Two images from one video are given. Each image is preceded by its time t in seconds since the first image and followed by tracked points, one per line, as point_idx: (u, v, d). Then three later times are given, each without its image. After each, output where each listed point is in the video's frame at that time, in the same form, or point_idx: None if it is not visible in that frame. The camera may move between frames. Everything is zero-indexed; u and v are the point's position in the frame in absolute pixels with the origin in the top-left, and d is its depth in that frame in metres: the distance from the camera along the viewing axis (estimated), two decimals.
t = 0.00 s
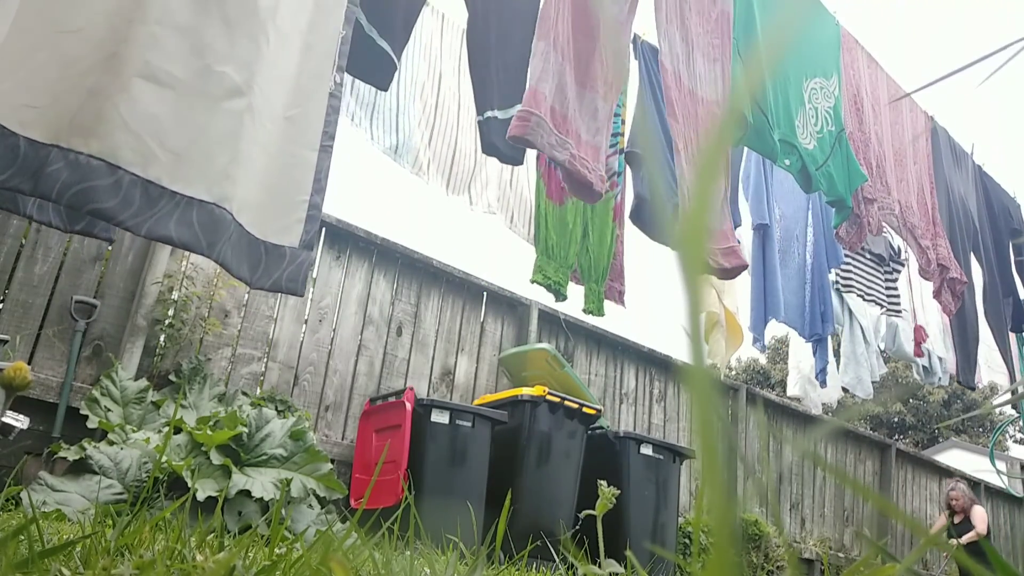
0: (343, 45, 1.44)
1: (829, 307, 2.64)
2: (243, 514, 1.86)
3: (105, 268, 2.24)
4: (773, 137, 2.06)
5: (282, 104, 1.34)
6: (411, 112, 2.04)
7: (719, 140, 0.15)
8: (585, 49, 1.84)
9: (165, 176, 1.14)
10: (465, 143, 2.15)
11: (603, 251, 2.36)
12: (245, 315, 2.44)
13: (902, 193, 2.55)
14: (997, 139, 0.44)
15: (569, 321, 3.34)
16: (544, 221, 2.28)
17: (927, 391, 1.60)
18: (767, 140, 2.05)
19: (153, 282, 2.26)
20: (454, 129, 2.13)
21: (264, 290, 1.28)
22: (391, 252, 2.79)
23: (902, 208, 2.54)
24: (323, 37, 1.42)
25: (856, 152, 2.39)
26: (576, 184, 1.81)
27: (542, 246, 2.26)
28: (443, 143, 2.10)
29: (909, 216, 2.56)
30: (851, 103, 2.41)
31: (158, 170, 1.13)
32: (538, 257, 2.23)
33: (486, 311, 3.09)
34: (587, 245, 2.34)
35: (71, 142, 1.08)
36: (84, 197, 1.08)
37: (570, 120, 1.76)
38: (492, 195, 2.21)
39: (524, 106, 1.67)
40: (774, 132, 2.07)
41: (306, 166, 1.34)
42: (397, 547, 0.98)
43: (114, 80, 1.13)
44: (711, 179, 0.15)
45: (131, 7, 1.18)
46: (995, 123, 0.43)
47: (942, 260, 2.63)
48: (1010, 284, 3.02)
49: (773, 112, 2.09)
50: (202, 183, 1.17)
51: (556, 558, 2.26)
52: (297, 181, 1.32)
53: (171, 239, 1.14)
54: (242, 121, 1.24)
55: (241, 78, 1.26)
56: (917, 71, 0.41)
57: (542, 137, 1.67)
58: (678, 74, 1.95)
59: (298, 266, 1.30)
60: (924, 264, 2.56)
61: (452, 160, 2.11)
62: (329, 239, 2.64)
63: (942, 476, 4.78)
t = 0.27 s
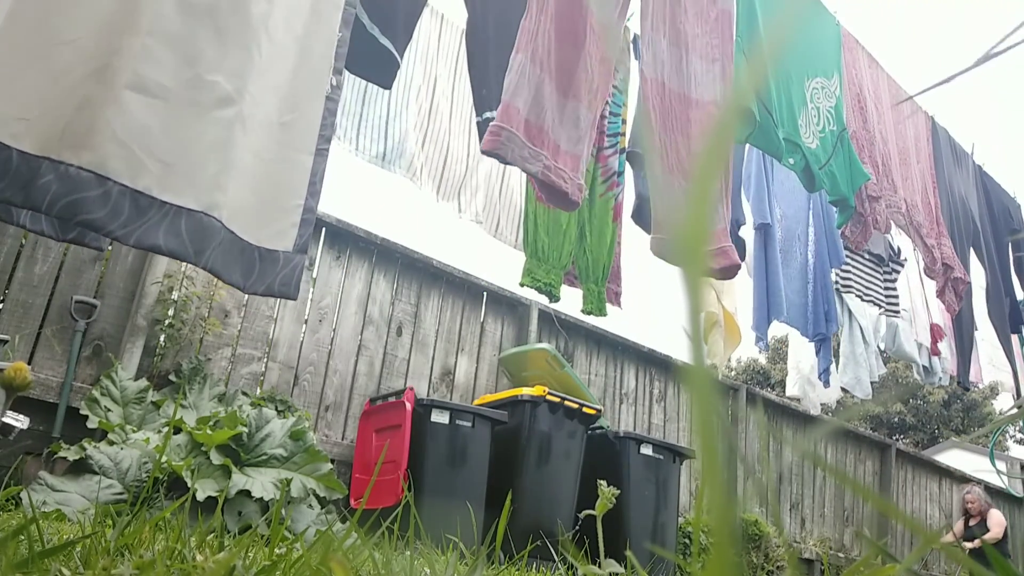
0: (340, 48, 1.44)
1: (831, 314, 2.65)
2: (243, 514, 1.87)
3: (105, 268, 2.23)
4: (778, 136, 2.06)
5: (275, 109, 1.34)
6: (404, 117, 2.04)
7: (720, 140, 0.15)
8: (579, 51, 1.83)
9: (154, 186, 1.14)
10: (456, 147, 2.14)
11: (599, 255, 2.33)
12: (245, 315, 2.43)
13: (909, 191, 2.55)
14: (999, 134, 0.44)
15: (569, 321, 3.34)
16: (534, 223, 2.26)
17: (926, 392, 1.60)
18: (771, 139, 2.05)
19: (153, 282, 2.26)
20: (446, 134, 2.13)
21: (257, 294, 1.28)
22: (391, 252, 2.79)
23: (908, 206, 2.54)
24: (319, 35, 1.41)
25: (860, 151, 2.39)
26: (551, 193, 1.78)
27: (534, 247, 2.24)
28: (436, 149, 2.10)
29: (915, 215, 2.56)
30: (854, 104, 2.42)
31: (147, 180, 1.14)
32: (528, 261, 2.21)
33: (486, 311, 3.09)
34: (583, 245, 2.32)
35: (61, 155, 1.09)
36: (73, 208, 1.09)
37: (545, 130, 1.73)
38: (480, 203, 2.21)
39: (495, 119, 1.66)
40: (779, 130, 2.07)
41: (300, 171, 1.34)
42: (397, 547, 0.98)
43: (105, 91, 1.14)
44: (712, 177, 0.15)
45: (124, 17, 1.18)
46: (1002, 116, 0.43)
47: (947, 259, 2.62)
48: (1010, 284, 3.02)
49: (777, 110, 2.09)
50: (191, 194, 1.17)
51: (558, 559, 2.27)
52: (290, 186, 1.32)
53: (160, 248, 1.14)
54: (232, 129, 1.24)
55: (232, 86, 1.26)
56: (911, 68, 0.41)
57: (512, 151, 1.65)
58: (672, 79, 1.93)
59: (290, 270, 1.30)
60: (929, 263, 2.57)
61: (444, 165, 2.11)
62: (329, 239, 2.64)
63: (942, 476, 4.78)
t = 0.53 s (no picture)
0: (338, 48, 1.46)
1: (838, 311, 2.67)
2: (243, 514, 1.86)
3: (105, 269, 2.23)
4: (779, 134, 2.06)
5: (270, 118, 1.34)
6: (398, 121, 2.04)
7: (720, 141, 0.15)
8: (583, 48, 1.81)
9: (141, 201, 1.15)
10: (452, 149, 2.15)
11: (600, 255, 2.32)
12: (245, 316, 2.43)
13: (910, 190, 2.54)
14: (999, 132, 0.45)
15: (569, 321, 3.34)
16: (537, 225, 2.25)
17: (927, 391, 1.61)
18: (773, 138, 2.05)
19: (153, 282, 2.26)
20: (441, 138, 2.13)
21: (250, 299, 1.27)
22: (391, 252, 2.79)
23: (910, 205, 2.54)
24: (317, 37, 1.43)
25: (860, 151, 2.39)
26: (557, 189, 1.77)
27: (536, 249, 2.24)
28: (430, 153, 2.10)
29: (917, 214, 2.56)
30: (855, 104, 2.42)
31: (135, 193, 1.15)
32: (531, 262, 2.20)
33: (486, 311, 3.09)
34: (586, 244, 2.31)
35: (54, 169, 1.09)
36: (62, 223, 1.08)
37: (551, 127, 1.71)
38: (472, 207, 2.21)
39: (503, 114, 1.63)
40: (780, 128, 2.07)
41: (290, 173, 1.35)
42: (397, 547, 0.98)
43: (95, 106, 1.15)
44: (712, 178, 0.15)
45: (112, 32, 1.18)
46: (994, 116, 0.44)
47: (948, 258, 2.63)
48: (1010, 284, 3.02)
49: (779, 109, 2.09)
50: (177, 207, 1.18)
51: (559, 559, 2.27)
52: (278, 191, 1.33)
53: (147, 259, 1.14)
54: (218, 139, 1.26)
55: (219, 98, 1.26)
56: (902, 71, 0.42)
57: (520, 147, 1.63)
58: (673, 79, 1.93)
59: (283, 272, 1.30)
60: (932, 262, 2.58)
61: (437, 168, 2.12)
62: (329, 239, 2.64)
63: (942, 476, 4.78)
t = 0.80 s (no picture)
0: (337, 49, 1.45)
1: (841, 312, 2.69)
2: (243, 514, 1.86)
3: (105, 269, 2.23)
4: (780, 134, 2.06)
5: (265, 121, 1.33)
6: (400, 122, 2.04)
7: (723, 141, 0.15)
8: (602, 38, 1.85)
9: (135, 205, 1.15)
10: (455, 149, 2.15)
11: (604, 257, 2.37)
12: (245, 316, 2.43)
13: (906, 191, 2.54)
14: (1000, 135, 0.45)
15: (569, 321, 3.34)
16: (544, 221, 2.22)
17: (927, 391, 1.60)
18: (775, 138, 2.05)
19: (153, 282, 2.26)
20: (444, 137, 2.13)
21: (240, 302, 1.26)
22: (391, 252, 2.78)
23: (906, 207, 2.53)
24: (315, 39, 1.42)
25: (860, 151, 2.39)
26: (593, 175, 1.80)
27: (545, 246, 2.22)
28: (432, 152, 2.10)
29: (913, 215, 2.56)
30: (855, 105, 2.42)
31: (130, 198, 1.15)
32: (540, 259, 2.19)
33: (486, 311, 3.09)
34: (590, 243, 2.34)
35: (49, 172, 1.10)
36: (57, 226, 1.08)
37: (583, 111, 1.75)
38: (477, 204, 2.22)
39: (535, 98, 1.67)
40: (782, 128, 2.07)
41: (285, 177, 1.33)
42: (397, 547, 0.98)
43: (91, 109, 1.16)
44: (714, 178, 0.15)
45: (109, 37, 1.19)
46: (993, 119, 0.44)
47: (945, 260, 2.62)
48: (1010, 284, 3.02)
49: (780, 109, 2.09)
50: (170, 211, 1.19)
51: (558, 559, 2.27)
52: (277, 194, 1.31)
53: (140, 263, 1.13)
54: (213, 146, 1.25)
55: (214, 103, 1.26)
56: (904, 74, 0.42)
57: (554, 129, 1.67)
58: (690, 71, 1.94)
59: (273, 277, 1.28)
60: (928, 263, 2.57)
61: (439, 168, 2.11)
62: (329, 240, 2.64)
63: (942, 476, 4.77)
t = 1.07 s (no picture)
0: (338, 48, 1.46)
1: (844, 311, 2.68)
2: (243, 514, 1.87)
3: (105, 269, 2.22)
4: (781, 133, 2.07)
5: (267, 118, 1.35)
6: (409, 115, 2.03)
7: (724, 140, 0.15)
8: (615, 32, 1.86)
9: (143, 198, 1.17)
10: (462, 146, 2.14)
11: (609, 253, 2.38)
12: (245, 316, 2.44)
13: (905, 192, 2.54)
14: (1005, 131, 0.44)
15: (569, 321, 3.34)
16: (551, 217, 2.22)
17: (927, 391, 1.61)
18: (776, 138, 2.06)
19: (153, 282, 2.26)
20: (451, 132, 2.12)
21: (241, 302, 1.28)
22: (391, 252, 2.78)
23: (905, 207, 2.54)
24: (317, 37, 1.43)
25: (860, 150, 2.39)
26: (617, 166, 1.79)
27: (552, 241, 2.21)
28: (441, 145, 2.09)
29: (912, 216, 2.56)
30: (855, 106, 2.42)
31: (137, 191, 1.17)
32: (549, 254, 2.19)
33: (486, 311, 3.09)
34: (594, 242, 2.34)
35: (55, 161, 1.11)
36: (64, 216, 1.10)
37: (602, 101, 1.76)
38: (484, 200, 2.21)
39: (552, 87, 1.69)
40: (783, 128, 2.07)
41: (287, 180, 1.34)
42: (397, 547, 0.98)
43: (98, 99, 1.17)
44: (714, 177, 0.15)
45: (117, 26, 1.21)
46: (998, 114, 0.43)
47: (944, 259, 2.62)
48: (1010, 284, 3.02)
49: (781, 108, 2.09)
50: (177, 203, 1.20)
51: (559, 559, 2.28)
52: (278, 196, 1.32)
53: (146, 257, 1.15)
54: (221, 139, 1.27)
55: (221, 97, 1.28)
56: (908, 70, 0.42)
57: (573, 117, 1.68)
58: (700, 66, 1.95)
59: (275, 278, 1.29)
60: (926, 264, 2.56)
61: (448, 161, 2.11)
62: (329, 239, 2.64)
63: (942, 476, 4.77)
